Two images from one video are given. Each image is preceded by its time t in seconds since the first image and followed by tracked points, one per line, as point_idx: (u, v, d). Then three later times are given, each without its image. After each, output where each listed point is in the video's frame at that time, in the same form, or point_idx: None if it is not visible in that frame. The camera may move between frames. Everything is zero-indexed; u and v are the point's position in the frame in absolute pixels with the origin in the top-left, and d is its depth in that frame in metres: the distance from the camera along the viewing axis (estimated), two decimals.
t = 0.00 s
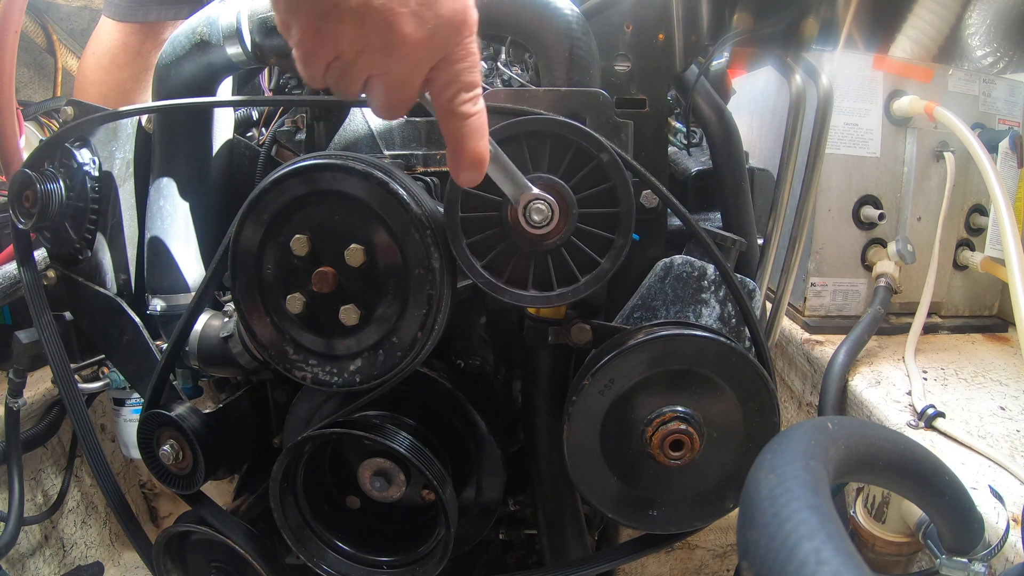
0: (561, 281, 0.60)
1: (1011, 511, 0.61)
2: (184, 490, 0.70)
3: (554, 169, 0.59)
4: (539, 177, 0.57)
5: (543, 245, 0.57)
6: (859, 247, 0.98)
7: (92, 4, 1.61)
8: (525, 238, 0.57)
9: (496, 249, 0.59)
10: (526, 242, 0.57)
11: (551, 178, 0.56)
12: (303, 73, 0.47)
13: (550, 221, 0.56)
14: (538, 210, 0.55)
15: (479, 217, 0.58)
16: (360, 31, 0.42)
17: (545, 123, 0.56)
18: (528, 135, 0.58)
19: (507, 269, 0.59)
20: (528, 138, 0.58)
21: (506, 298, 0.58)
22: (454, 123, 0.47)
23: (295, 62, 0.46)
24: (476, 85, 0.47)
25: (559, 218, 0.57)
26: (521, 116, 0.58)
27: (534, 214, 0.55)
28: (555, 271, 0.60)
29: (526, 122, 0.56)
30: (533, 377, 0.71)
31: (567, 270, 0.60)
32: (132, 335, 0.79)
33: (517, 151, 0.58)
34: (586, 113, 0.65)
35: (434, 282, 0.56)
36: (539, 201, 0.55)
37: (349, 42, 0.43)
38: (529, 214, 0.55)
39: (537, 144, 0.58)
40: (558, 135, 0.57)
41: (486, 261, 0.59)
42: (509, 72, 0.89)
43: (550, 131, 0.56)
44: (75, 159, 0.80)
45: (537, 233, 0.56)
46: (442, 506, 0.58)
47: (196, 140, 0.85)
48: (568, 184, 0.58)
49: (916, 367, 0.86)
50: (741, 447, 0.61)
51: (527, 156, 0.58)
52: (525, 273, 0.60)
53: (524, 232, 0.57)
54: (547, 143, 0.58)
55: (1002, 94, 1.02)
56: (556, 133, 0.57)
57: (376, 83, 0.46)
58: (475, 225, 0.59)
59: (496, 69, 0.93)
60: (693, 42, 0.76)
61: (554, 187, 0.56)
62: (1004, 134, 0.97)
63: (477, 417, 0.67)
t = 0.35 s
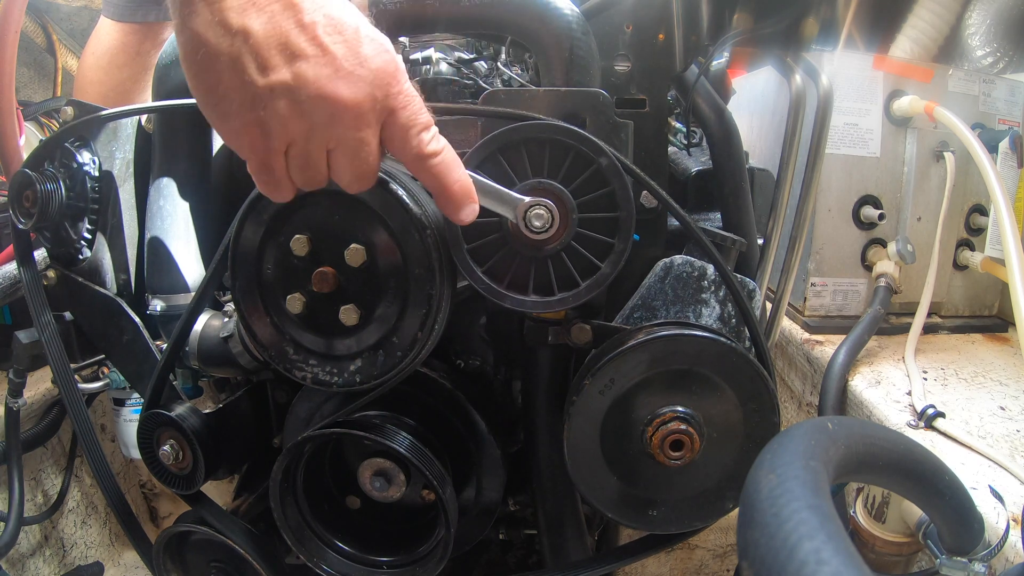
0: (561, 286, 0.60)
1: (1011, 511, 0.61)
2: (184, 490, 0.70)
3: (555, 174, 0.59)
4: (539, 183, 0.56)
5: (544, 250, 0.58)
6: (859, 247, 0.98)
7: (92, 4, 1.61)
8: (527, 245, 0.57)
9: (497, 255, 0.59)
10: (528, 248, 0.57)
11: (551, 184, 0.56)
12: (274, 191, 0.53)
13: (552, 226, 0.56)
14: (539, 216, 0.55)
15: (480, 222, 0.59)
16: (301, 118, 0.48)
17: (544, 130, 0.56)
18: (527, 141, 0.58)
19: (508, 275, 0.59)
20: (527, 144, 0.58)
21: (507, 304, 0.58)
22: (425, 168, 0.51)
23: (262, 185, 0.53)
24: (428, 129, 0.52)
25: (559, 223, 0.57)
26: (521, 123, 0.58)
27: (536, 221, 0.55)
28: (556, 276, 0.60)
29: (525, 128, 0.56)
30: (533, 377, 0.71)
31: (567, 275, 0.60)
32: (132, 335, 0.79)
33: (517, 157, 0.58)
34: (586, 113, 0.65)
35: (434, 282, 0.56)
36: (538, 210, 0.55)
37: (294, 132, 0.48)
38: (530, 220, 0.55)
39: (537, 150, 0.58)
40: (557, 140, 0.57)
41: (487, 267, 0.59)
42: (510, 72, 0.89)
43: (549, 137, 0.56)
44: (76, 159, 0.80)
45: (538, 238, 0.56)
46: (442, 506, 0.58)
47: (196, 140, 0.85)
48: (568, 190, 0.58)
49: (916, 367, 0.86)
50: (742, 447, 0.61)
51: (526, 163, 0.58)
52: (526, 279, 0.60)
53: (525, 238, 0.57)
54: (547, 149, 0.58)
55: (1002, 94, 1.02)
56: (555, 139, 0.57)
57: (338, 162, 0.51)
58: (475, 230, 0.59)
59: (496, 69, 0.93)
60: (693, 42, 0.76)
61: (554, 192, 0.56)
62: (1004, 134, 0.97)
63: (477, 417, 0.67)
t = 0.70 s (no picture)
0: (561, 289, 0.60)
1: (1011, 511, 0.61)
2: (184, 490, 0.70)
3: (555, 178, 0.59)
4: (539, 186, 0.56)
5: (543, 253, 0.57)
6: (859, 247, 0.98)
7: (92, 4, 1.61)
8: (527, 247, 0.57)
9: (496, 258, 0.59)
10: (528, 251, 0.57)
11: (551, 187, 0.56)
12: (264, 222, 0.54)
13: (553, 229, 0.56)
14: (539, 219, 0.55)
15: (480, 225, 0.59)
16: (280, 143, 0.48)
17: (544, 133, 0.56)
18: (527, 143, 0.58)
19: (508, 278, 0.59)
20: (527, 147, 0.58)
21: (507, 306, 0.58)
22: (414, 188, 0.51)
23: (251, 216, 0.54)
24: (415, 148, 0.52)
25: (559, 226, 0.57)
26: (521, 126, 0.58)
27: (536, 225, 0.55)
28: (556, 279, 0.60)
29: (524, 131, 0.56)
30: (533, 377, 0.71)
31: (567, 277, 0.60)
32: (132, 335, 0.79)
33: (516, 160, 0.59)
34: (586, 113, 0.65)
35: (434, 283, 0.57)
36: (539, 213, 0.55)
37: (276, 159, 0.49)
38: (530, 223, 0.55)
39: (536, 153, 0.58)
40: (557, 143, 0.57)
41: (486, 269, 0.59)
42: (509, 72, 0.89)
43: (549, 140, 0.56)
44: (76, 158, 0.79)
45: (538, 242, 0.56)
46: (442, 506, 0.58)
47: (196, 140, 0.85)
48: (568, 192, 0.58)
49: (916, 367, 0.86)
50: (742, 447, 0.61)
51: (526, 165, 0.58)
52: (525, 281, 0.60)
53: (525, 242, 0.57)
54: (547, 152, 0.58)
55: (1002, 94, 1.02)
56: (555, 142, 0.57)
57: (326, 190, 0.51)
58: (475, 233, 0.59)
59: (496, 69, 0.93)
60: (693, 42, 0.76)
61: (554, 196, 0.56)
62: (1005, 135, 0.97)
63: (477, 417, 0.67)
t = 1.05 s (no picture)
0: (561, 289, 0.60)
1: (1011, 511, 0.61)
2: (185, 490, 0.70)
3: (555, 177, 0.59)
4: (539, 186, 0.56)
5: (543, 253, 0.57)
6: (859, 247, 0.98)
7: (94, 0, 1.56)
8: (525, 245, 0.57)
9: (496, 258, 0.59)
10: (526, 250, 0.57)
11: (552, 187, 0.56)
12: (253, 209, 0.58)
13: (553, 228, 0.56)
14: (538, 218, 0.55)
15: (480, 224, 0.58)
16: (245, 153, 0.52)
17: (545, 133, 0.56)
18: (528, 143, 0.57)
19: (507, 278, 0.59)
20: (528, 147, 0.58)
21: (507, 306, 0.59)
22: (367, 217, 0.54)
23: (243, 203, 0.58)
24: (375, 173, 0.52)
25: (559, 227, 0.57)
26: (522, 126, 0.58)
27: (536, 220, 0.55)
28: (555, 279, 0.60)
29: (526, 131, 0.56)
30: (533, 377, 0.71)
31: (567, 278, 0.60)
32: (132, 335, 0.81)
33: (517, 159, 0.58)
34: (586, 113, 0.65)
35: (434, 282, 0.58)
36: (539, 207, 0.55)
37: (245, 163, 0.53)
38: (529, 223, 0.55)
39: (537, 152, 0.58)
40: (558, 143, 0.57)
41: (487, 269, 0.59)
42: (510, 72, 0.89)
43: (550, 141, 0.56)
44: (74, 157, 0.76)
45: (537, 240, 0.57)
46: (442, 506, 0.58)
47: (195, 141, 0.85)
48: (568, 192, 0.58)
49: (916, 367, 0.86)
50: (742, 447, 0.61)
51: (527, 165, 0.58)
52: (525, 281, 0.60)
53: (525, 240, 0.57)
54: (547, 152, 0.58)
55: (1002, 94, 1.02)
56: (556, 142, 0.57)
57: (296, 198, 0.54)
58: (475, 232, 0.59)
59: (496, 69, 0.93)
60: (693, 42, 0.76)
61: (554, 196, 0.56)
62: (1004, 135, 0.97)
63: (476, 417, 0.67)
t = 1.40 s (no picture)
0: (561, 289, 0.60)
1: (1011, 511, 0.61)
2: (184, 490, 0.70)
3: (556, 178, 0.59)
4: (539, 186, 0.56)
5: (543, 254, 0.58)
6: (859, 247, 0.98)
7: None
8: (524, 244, 0.57)
9: (496, 258, 0.59)
10: (525, 249, 0.57)
11: (552, 188, 0.56)
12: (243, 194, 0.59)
13: (553, 229, 0.57)
14: (538, 219, 0.56)
15: (480, 224, 0.58)
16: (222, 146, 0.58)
17: (545, 133, 0.55)
18: (528, 143, 0.57)
19: (507, 278, 0.59)
20: (529, 148, 0.58)
21: (506, 306, 0.58)
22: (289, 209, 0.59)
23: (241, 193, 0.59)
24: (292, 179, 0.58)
25: (559, 227, 0.57)
26: (523, 126, 0.58)
27: (536, 225, 0.56)
28: (555, 279, 0.60)
29: (527, 131, 0.55)
30: (533, 377, 0.71)
31: (567, 278, 0.60)
32: (132, 335, 0.79)
33: (518, 160, 0.58)
34: (586, 113, 0.65)
35: (434, 281, 0.57)
36: (538, 214, 0.56)
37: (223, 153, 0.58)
38: (530, 222, 0.56)
39: (538, 153, 0.58)
40: (558, 143, 0.57)
41: (486, 269, 0.59)
42: (510, 71, 0.90)
43: (551, 140, 0.56)
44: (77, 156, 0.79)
45: (536, 241, 0.57)
46: (442, 506, 0.58)
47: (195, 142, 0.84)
48: (569, 192, 0.58)
49: (916, 367, 0.86)
50: (742, 447, 0.61)
51: (527, 165, 0.58)
52: (525, 281, 0.60)
53: (524, 240, 0.57)
54: (548, 152, 0.58)
55: (1002, 94, 1.02)
56: (557, 142, 0.56)
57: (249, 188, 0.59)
58: (475, 232, 0.59)
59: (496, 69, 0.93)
60: (693, 42, 0.76)
61: (554, 197, 0.56)
62: (1004, 135, 0.97)
63: (477, 417, 0.67)
